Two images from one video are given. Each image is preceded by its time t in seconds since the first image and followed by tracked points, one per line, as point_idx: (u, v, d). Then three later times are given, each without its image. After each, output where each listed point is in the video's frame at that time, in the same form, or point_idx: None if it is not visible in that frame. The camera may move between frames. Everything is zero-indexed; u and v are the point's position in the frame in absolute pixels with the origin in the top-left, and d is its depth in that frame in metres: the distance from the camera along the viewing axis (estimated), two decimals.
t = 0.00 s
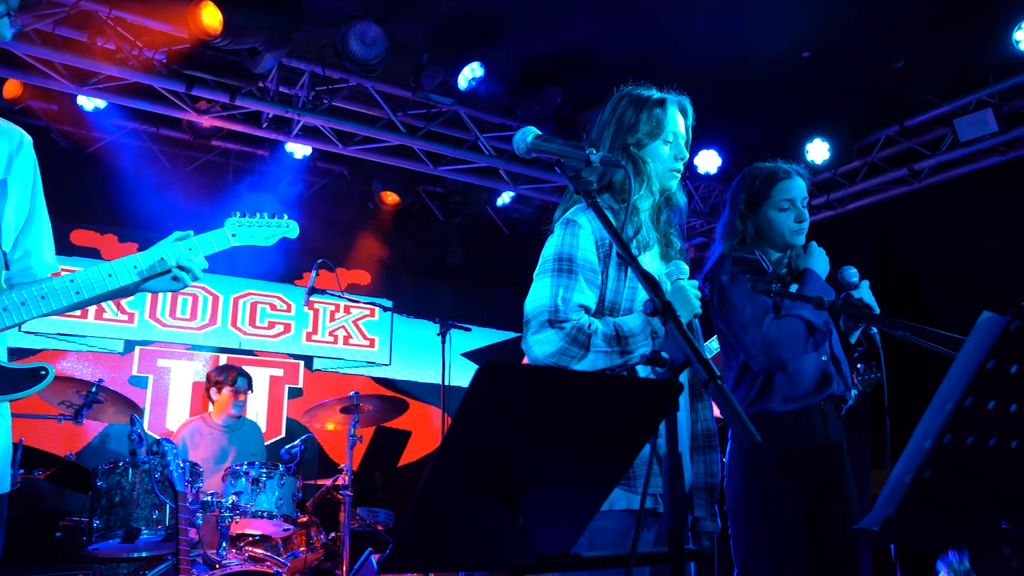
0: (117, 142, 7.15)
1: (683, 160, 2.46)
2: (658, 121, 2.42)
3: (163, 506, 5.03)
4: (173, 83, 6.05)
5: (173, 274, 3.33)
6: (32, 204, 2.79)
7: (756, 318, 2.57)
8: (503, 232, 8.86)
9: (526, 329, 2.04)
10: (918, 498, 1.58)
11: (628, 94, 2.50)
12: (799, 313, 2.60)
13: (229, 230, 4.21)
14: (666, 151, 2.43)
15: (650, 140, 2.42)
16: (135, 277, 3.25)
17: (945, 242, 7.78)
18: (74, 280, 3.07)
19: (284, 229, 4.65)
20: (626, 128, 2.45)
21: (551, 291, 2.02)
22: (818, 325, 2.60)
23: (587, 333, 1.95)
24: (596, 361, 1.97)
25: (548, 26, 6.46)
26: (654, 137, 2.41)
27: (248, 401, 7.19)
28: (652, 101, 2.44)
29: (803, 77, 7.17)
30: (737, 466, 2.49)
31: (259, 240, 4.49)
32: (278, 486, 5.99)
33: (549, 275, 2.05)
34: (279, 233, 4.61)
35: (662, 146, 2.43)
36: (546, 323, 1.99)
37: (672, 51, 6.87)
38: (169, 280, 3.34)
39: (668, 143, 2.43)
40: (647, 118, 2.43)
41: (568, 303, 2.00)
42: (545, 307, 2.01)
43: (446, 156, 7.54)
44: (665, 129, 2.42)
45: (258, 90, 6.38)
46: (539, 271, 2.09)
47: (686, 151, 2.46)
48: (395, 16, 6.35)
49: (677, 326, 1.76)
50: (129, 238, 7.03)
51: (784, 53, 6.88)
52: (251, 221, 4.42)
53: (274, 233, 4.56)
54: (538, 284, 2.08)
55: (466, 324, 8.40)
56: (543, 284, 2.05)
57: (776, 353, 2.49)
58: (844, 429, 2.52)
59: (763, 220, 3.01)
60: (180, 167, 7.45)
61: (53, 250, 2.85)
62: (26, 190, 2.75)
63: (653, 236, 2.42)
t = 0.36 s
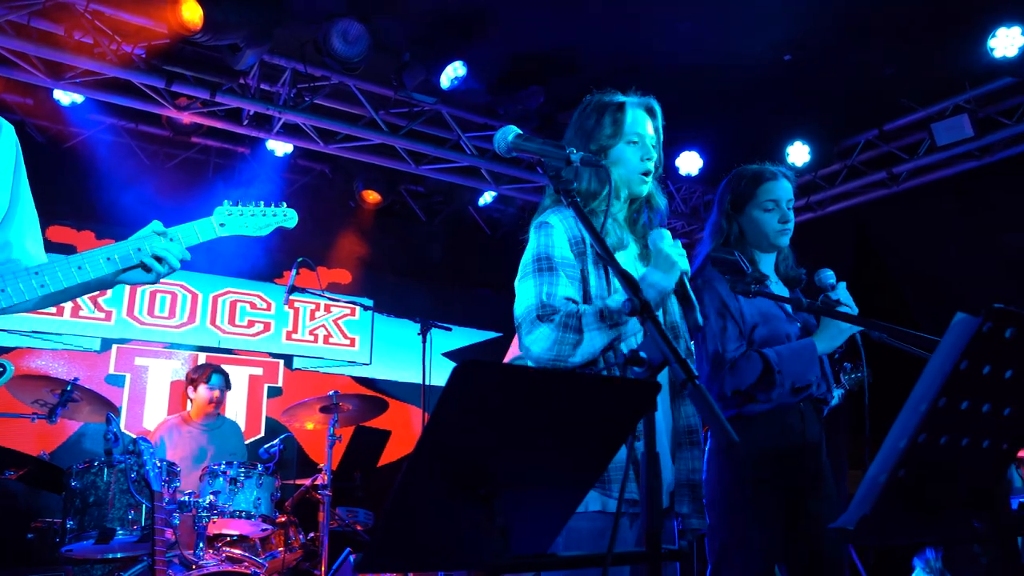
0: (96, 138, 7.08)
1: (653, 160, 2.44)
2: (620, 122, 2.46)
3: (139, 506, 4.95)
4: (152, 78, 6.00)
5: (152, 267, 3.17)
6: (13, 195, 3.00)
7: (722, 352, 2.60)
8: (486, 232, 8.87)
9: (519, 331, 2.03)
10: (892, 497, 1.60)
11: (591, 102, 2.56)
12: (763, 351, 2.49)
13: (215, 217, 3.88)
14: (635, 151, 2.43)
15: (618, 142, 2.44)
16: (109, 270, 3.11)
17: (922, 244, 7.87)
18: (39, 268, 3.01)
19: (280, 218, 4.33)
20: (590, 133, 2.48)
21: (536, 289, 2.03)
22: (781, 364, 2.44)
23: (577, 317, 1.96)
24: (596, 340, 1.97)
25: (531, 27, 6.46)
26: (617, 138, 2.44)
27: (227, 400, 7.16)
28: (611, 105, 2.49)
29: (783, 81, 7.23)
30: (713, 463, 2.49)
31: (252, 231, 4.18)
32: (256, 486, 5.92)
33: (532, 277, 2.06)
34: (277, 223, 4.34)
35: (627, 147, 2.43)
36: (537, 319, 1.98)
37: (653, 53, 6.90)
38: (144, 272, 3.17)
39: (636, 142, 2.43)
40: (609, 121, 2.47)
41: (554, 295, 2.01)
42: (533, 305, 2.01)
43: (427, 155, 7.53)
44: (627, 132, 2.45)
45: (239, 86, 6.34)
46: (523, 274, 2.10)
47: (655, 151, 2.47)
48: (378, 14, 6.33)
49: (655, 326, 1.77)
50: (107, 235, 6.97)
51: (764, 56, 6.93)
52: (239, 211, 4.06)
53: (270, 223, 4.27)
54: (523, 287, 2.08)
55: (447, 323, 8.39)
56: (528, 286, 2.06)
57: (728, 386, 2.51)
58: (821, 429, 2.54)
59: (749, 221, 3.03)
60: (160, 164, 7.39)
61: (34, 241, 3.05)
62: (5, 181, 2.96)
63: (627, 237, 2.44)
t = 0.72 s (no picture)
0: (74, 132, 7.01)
1: (617, 154, 2.45)
2: (581, 120, 2.51)
3: (115, 506, 4.87)
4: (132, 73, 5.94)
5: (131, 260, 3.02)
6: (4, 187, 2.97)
7: (708, 357, 2.58)
8: (468, 232, 8.86)
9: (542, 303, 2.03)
10: (869, 498, 1.61)
11: (552, 108, 2.64)
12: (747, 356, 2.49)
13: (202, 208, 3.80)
14: (597, 147, 2.45)
15: (580, 139, 2.47)
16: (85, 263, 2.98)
17: (901, 248, 7.94)
18: (11, 262, 2.88)
19: (276, 209, 4.31)
20: (553, 134, 2.57)
21: (538, 261, 2.05)
22: (765, 370, 2.45)
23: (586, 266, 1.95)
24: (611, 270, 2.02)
25: (515, 27, 6.46)
26: (579, 134, 2.49)
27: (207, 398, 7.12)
28: (570, 107, 2.55)
29: (766, 84, 7.27)
30: (697, 464, 2.50)
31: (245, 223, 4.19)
32: (234, 484, 5.90)
33: (530, 253, 2.09)
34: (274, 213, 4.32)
35: (590, 143, 2.46)
36: (552, 284, 1.99)
37: (637, 55, 6.92)
38: (123, 265, 3.03)
39: (598, 140, 2.45)
40: (570, 120, 2.53)
41: (557, 260, 2.02)
42: (542, 275, 2.03)
43: (410, 154, 7.51)
44: (589, 129, 2.48)
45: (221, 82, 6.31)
46: (520, 256, 2.12)
47: (620, 147, 2.48)
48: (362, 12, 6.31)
49: (634, 327, 1.77)
50: (85, 232, 6.89)
51: (747, 59, 6.97)
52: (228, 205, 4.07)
53: (270, 212, 4.28)
54: (525, 267, 2.10)
55: (428, 322, 8.37)
56: (529, 263, 2.08)
57: (713, 391, 2.51)
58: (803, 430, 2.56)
59: (734, 224, 3.04)
60: (140, 160, 7.31)
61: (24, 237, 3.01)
62: None
63: (597, 232, 2.46)
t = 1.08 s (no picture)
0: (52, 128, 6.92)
1: (591, 145, 2.47)
2: (559, 111, 2.51)
3: (90, 506, 4.84)
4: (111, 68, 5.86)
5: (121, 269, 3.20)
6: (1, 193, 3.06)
7: (688, 357, 2.58)
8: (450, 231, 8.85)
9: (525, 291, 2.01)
10: (844, 498, 1.62)
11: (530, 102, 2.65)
12: (725, 355, 2.48)
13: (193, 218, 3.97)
14: (573, 138, 2.46)
15: (556, 130, 2.48)
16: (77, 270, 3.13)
17: (879, 250, 8.01)
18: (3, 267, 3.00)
19: (266, 222, 4.38)
20: (530, 124, 2.57)
21: (521, 250, 2.05)
22: (743, 369, 2.45)
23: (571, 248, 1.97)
24: (594, 251, 2.02)
25: (497, 25, 6.46)
26: (556, 125, 2.49)
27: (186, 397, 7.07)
28: (547, 100, 2.56)
29: (747, 86, 7.32)
30: (673, 465, 2.51)
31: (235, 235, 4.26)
32: (213, 484, 5.87)
33: (509, 244, 2.09)
34: (262, 226, 4.39)
35: (566, 134, 2.47)
36: (537, 271, 1.99)
37: (619, 56, 6.94)
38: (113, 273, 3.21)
39: (574, 131, 2.46)
40: (547, 111, 2.54)
41: (539, 248, 2.04)
42: (525, 263, 2.02)
43: (392, 153, 7.49)
44: (566, 120, 2.49)
45: (201, 79, 6.23)
46: (499, 247, 2.12)
47: (595, 139, 2.49)
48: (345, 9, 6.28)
49: (611, 327, 1.76)
50: (62, 228, 6.83)
51: (728, 61, 7.00)
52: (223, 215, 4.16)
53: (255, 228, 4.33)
54: (505, 257, 2.09)
55: (409, 322, 8.35)
56: (510, 253, 2.07)
57: (691, 389, 2.51)
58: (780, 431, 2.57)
59: (719, 226, 3.04)
60: (120, 157, 7.24)
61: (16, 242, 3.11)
62: None
63: (571, 226, 2.47)
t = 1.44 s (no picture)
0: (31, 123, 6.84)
1: (575, 141, 2.48)
2: (544, 106, 2.50)
3: (68, 506, 4.63)
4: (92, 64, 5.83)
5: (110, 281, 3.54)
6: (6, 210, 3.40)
7: (672, 361, 2.58)
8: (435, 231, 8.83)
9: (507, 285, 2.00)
10: (822, 497, 1.63)
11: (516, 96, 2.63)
12: (709, 359, 2.53)
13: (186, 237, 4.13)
14: (556, 134, 2.47)
15: (540, 125, 2.48)
16: (70, 279, 3.47)
17: (861, 252, 8.07)
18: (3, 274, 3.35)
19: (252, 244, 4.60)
20: (514, 117, 2.55)
21: (503, 244, 2.05)
22: (726, 372, 2.49)
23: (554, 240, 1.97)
24: (579, 244, 2.03)
25: (483, 25, 6.44)
26: (541, 120, 2.49)
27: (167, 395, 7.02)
28: (533, 95, 2.54)
29: (731, 88, 7.35)
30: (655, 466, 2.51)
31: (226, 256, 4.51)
32: (193, 484, 5.85)
33: (492, 237, 2.08)
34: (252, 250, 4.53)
35: (550, 129, 2.47)
36: (520, 264, 1.99)
37: (604, 57, 6.95)
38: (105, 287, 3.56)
39: (557, 127, 2.47)
40: (532, 105, 2.53)
41: (522, 242, 2.04)
42: (509, 256, 2.02)
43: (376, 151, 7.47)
44: (549, 115, 2.49)
45: (183, 76, 6.19)
46: (480, 240, 2.11)
47: (578, 136, 2.50)
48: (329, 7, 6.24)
49: (591, 327, 1.76)
50: (41, 226, 6.76)
51: (713, 63, 7.03)
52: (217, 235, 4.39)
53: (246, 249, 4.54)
54: (486, 250, 2.09)
55: (393, 321, 8.32)
56: (492, 246, 2.07)
57: (676, 394, 2.54)
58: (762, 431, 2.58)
59: (718, 222, 3.04)
60: (100, 154, 7.18)
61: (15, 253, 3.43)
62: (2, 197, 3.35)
63: (551, 224, 2.47)
